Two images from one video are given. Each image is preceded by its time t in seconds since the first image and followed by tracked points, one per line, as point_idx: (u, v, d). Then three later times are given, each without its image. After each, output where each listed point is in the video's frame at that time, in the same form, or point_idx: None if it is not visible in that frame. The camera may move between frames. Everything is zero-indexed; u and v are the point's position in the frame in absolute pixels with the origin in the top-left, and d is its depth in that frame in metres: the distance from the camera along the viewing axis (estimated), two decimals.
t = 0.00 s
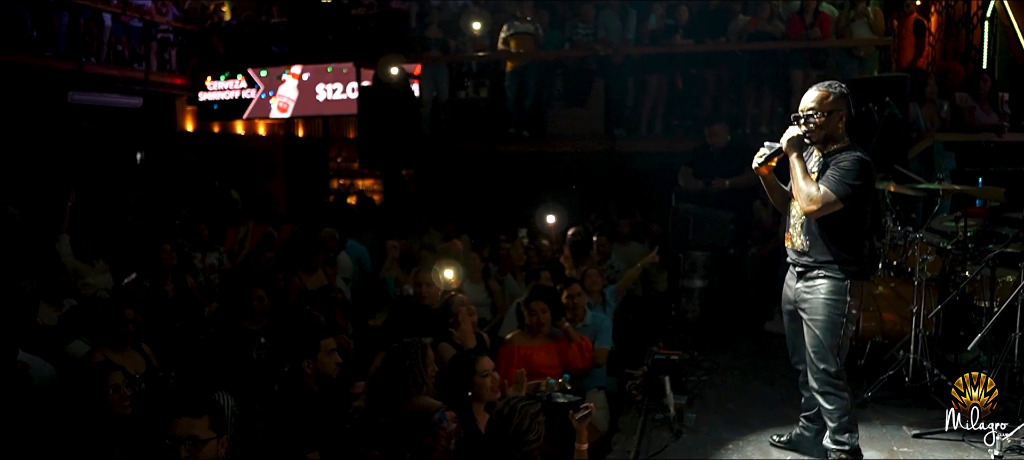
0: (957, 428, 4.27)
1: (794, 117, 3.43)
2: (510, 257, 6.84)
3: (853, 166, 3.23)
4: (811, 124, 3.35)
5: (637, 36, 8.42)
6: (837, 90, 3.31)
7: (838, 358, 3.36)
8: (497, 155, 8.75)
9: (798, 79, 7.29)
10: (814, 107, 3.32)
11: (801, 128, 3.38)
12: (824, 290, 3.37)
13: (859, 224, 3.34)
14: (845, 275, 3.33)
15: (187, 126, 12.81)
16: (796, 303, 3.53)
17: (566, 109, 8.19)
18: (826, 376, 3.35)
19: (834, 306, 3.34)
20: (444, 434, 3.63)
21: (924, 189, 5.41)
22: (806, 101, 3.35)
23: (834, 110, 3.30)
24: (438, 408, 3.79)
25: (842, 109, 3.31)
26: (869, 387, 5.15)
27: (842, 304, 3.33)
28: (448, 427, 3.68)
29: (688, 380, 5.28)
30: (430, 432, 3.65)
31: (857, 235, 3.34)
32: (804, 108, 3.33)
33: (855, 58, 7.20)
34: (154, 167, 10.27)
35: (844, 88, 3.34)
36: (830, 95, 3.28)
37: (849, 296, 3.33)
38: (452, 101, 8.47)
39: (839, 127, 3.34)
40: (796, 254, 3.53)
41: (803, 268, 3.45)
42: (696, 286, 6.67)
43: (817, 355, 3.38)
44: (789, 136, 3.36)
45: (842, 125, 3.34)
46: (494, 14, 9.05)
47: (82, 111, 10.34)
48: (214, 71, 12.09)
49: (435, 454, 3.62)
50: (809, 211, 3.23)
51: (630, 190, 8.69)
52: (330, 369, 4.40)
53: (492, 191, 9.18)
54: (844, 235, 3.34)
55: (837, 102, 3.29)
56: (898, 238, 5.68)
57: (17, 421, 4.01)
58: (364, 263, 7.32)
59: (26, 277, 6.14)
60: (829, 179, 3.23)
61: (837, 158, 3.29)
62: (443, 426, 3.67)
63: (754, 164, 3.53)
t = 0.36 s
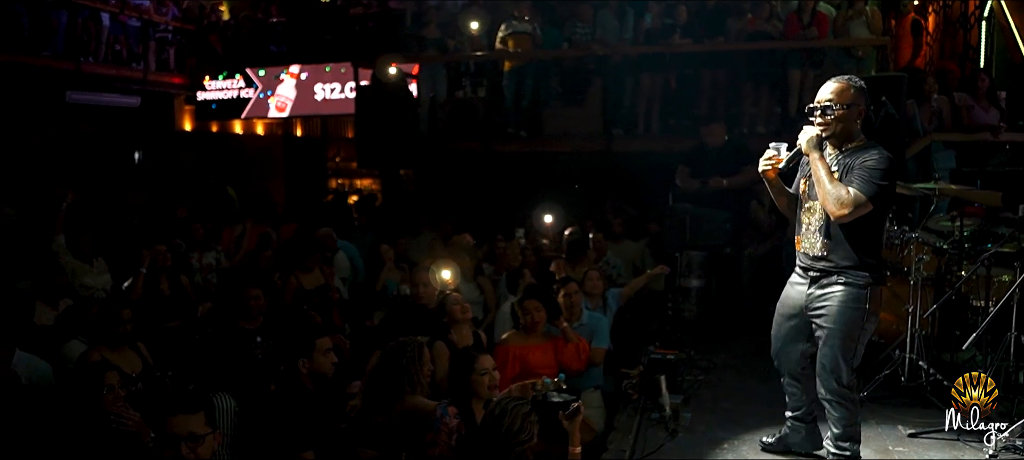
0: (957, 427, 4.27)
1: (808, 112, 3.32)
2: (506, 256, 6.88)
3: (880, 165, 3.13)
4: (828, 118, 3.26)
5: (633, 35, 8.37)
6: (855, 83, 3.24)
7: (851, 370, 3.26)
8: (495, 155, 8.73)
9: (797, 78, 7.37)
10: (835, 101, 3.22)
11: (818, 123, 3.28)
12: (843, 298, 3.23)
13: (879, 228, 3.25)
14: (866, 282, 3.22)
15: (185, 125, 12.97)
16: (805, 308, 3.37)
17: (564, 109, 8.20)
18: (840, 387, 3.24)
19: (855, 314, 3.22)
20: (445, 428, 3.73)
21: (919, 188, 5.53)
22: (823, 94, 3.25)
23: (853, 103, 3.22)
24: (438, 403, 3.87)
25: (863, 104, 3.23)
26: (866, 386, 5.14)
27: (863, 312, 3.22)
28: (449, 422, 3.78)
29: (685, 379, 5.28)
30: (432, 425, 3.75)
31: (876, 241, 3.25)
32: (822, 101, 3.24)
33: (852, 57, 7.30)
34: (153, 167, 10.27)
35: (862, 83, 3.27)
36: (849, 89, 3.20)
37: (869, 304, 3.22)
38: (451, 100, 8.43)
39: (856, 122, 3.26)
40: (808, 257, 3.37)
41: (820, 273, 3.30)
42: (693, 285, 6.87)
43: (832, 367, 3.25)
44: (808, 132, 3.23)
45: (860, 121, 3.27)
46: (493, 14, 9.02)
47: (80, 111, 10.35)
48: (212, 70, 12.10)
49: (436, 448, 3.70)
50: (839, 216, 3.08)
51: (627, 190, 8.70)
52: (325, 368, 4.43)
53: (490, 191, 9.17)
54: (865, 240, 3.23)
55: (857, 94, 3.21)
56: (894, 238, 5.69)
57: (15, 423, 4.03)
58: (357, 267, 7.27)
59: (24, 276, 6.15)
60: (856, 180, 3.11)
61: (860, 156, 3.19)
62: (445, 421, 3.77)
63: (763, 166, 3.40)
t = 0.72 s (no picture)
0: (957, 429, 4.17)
1: (786, 113, 3.17)
2: (490, 257, 6.85)
3: (870, 166, 2.99)
4: (807, 119, 3.11)
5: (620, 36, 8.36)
6: (830, 82, 3.10)
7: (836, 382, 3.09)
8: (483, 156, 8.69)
9: (783, 79, 7.39)
10: (814, 101, 3.08)
11: (797, 125, 3.12)
12: (833, 307, 3.02)
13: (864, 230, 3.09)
14: (852, 288, 3.05)
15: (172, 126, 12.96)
16: (788, 316, 3.12)
17: (551, 110, 8.28)
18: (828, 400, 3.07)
19: (844, 323, 3.03)
20: (429, 415, 4.04)
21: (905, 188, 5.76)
22: (802, 93, 3.11)
23: (834, 102, 3.08)
24: (426, 389, 4.20)
25: (844, 102, 3.09)
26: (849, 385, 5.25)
27: (851, 319, 3.04)
28: (434, 408, 4.08)
29: (673, 379, 5.34)
30: (416, 412, 4.07)
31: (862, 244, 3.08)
32: (800, 102, 3.09)
33: (837, 59, 7.38)
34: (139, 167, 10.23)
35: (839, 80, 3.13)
36: (828, 88, 3.07)
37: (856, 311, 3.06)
38: (439, 101, 8.49)
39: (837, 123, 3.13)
40: (792, 261, 3.12)
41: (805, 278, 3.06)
42: (679, 285, 7.09)
43: (822, 380, 3.06)
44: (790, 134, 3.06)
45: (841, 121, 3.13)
46: (479, 15, 8.88)
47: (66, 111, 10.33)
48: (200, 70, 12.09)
49: (421, 435, 4.03)
50: (833, 222, 2.90)
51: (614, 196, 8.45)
52: (310, 370, 4.53)
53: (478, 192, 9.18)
54: (853, 244, 3.05)
55: (836, 92, 3.08)
56: (877, 239, 5.79)
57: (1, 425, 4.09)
58: (344, 270, 7.24)
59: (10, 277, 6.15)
60: (847, 184, 2.96)
61: (847, 157, 3.05)
62: (428, 407, 4.07)
63: (737, 169, 3.19)
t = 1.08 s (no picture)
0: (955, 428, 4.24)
1: (707, 121, 3.41)
2: (457, 259, 6.86)
3: (783, 169, 3.24)
4: (727, 125, 3.35)
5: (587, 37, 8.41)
6: (749, 91, 3.34)
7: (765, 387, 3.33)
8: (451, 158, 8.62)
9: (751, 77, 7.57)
10: (731, 108, 3.31)
11: (717, 131, 3.36)
12: (755, 316, 3.25)
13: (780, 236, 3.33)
14: (772, 296, 3.29)
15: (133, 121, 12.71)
16: (714, 329, 3.33)
17: (521, 111, 8.30)
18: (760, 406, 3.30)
19: (766, 329, 3.27)
20: (376, 420, 4.26)
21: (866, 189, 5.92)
22: (721, 102, 3.34)
23: (752, 109, 3.32)
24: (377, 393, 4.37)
25: (762, 109, 3.34)
26: (811, 382, 5.40)
27: (772, 325, 3.28)
28: (380, 413, 4.30)
29: (637, 378, 5.57)
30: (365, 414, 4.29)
31: (779, 253, 3.33)
32: (719, 110, 3.33)
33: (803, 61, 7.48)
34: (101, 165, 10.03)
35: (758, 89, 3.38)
36: (746, 97, 3.30)
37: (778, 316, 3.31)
38: (408, 101, 8.45)
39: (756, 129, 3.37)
40: (712, 275, 3.34)
41: (727, 291, 3.29)
42: (646, 285, 7.23)
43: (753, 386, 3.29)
44: (709, 139, 3.30)
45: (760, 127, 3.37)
46: (448, 14, 8.80)
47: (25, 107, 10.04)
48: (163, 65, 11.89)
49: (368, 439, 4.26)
50: (746, 222, 3.15)
51: (579, 195, 8.56)
52: (274, 371, 4.60)
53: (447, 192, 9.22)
54: (769, 251, 3.29)
55: (755, 101, 3.32)
56: (840, 238, 5.84)
57: None
58: (313, 268, 7.05)
59: None
60: (761, 186, 3.20)
61: (763, 161, 3.30)
62: (376, 412, 4.29)
63: (659, 179, 3.43)
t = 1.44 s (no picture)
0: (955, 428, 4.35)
1: (639, 115, 3.50)
2: (429, 257, 6.84)
3: (707, 164, 3.32)
4: (658, 120, 3.45)
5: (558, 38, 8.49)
6: (681, 85, 3.42)
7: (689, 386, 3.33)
8: (424, 157, 8.67)
9: (721, 80, 7.63)
10: (662, 103, 3.41)
11: (648, 127, 3.47)
12: (678, 310, 3.34)
13: (711, 235, 3.42)
14: (697, 293, 3.35)
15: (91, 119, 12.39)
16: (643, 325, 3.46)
17: (495, 111, 8.40)
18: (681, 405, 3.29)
19: (689, 325, 3.33)
20: (333, 433, 4.19)
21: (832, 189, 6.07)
22: (651, 96, 3.43)
23: (680, 104, 3.41)
24: (331, 408, 4.32)
25: (692, 105, 3.42)
26: (781, 379, 5.48)
27: (697, 323, 3.33)
28: (337, 425, 4.23)
29: (608, 377, 5.57)
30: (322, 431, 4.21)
31: (711, 252, 3.40)
32: (649, 105, 3.43)
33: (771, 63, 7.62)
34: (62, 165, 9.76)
35: (691, 84, 3.46)
36: (677, 91, 3.39)
37: (702, 314, 3.35)
38: (381, 102, 8.47)
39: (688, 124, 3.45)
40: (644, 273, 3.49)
41: (655, 285, 3.41)
42: (618, 285, 7.08)
43: (670, 383, 3.30)
44: (637, 134, 3.42)
45: (691, 123, 3.46)
46: (420, 14, 8.77)
47: None
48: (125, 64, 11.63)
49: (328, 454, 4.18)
50: (664, 217, 3.24)
51: (551, 196, 8.56)
52: (244, 373, 4.63)
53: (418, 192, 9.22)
54: (699, 249, 3.37)
55: (683, 96, 3.40)
56: (810, 238, 5.92)
57: None
58: (286, 272, 7.12)
59: None
60: (683, 181, 3.28)
61: (690, 155, 3.39)
62: (333, 425, 4.22)
63: (588, 180, 3.59)
